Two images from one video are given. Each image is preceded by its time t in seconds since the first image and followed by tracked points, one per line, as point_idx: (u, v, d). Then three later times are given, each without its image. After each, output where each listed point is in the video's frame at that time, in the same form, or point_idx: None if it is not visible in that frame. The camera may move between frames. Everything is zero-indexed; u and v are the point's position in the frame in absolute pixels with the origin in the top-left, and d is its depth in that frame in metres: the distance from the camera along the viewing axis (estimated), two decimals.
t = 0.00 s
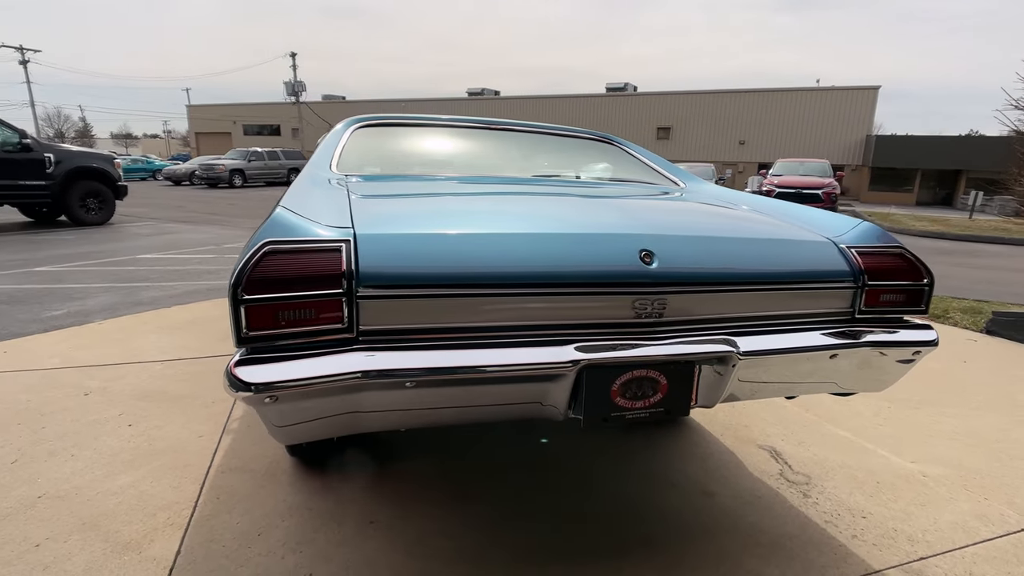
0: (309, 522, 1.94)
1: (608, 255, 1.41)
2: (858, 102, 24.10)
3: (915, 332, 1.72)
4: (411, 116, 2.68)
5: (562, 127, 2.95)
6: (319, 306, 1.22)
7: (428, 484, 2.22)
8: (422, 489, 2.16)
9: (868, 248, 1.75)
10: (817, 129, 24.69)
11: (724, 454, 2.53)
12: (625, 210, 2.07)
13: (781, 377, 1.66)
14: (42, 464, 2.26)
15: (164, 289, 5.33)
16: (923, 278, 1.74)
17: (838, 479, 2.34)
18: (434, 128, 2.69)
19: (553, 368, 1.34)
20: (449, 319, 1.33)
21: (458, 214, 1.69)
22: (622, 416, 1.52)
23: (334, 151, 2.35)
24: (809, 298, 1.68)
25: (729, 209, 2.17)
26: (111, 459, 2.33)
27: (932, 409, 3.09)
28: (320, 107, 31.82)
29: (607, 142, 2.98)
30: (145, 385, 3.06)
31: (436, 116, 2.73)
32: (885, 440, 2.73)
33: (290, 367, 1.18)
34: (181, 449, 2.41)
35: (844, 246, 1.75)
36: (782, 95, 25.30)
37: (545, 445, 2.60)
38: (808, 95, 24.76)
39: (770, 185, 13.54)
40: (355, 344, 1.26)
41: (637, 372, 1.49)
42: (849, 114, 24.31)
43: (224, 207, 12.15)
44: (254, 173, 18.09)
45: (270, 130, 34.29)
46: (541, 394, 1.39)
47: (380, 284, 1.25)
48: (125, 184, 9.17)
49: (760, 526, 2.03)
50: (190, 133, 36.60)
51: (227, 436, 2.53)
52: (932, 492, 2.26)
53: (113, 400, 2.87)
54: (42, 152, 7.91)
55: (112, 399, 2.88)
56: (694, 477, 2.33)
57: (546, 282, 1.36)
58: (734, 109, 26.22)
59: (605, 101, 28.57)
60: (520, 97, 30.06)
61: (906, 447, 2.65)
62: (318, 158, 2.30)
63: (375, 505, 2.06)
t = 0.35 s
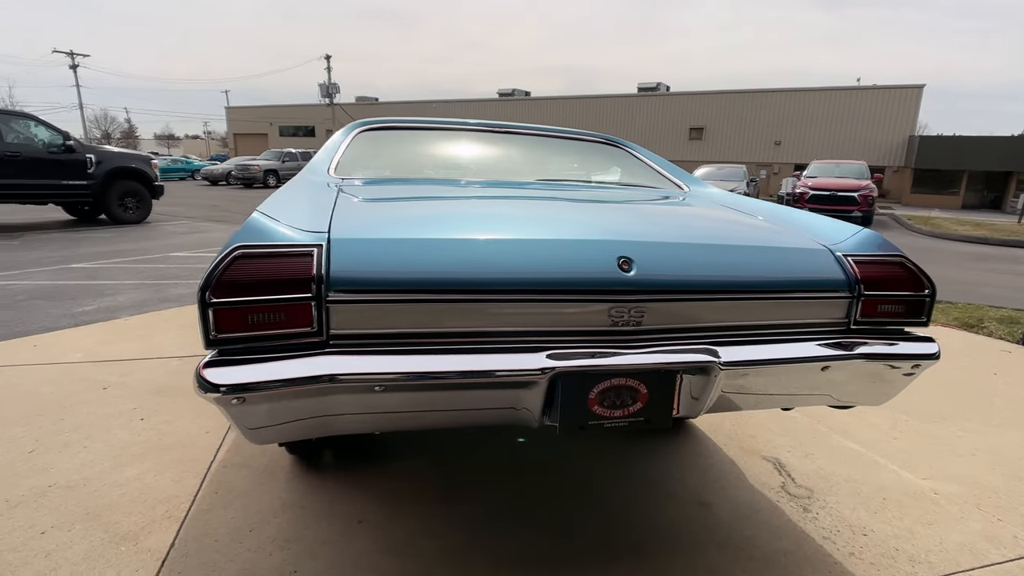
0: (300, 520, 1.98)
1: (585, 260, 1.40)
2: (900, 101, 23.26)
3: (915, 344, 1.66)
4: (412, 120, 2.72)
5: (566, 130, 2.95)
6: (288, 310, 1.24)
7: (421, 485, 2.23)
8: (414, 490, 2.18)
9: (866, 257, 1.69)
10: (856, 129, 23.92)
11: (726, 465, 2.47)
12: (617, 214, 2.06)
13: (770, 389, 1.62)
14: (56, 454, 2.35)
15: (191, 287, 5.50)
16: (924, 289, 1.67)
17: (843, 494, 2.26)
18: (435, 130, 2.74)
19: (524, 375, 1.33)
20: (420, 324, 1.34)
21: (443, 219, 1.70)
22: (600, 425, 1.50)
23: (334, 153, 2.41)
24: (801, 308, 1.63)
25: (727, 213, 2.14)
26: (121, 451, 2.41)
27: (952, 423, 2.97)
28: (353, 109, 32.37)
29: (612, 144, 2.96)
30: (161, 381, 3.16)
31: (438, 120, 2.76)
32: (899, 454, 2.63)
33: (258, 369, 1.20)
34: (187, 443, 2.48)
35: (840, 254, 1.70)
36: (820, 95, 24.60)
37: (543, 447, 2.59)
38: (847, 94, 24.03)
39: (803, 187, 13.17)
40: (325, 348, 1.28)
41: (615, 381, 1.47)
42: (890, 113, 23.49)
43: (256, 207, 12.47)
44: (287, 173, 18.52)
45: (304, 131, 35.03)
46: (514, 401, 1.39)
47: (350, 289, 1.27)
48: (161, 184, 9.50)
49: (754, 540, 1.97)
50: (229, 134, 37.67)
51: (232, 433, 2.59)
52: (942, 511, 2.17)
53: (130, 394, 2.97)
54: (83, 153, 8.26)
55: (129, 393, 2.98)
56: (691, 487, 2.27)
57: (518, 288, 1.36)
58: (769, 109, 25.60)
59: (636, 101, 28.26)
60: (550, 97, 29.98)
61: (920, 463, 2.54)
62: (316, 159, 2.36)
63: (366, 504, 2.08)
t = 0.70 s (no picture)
0: (290, 517, 2.01)
1: (556, 266, 1.39)
2: (943, 99, 22.40)
3: (911, 358, 1.59)
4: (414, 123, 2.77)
5: (569, 133, 2.95)
6: (258, 314, 1.26)
7: (412, 486, 2.24)
8: (405, 491, 2.20)
9: (860, 266, 1.62)
10: (896, 129, 23.12)
11: (724, 475, 2.42)
12: (609, 219, 2.04)
13: (753, 400, 1.58)
14: (68, 444, 2.44)
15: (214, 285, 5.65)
16: (921, 300, 1.60)
17: (844, 510, 2.19)
18: (439, 135, 2.78)
19: (492, 382, 1.33)
20: (390, 329, 1.35)
21: (426, 223, 1.72)
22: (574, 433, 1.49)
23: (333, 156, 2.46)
24: (789, 317, 1.58)
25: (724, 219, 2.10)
26: (129, 444, 2.48)
27: (971, 438, 2.84)
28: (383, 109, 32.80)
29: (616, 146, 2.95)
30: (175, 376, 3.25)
31: (440, 124, 2.80)
32: (909, 469, 2.53)
33: (226, 370, 1.23)
34: (192, 438, 2.54)
35: (832, 262, 1.64)
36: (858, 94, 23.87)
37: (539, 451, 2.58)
38: (886, 93, 23.26)
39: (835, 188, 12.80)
40: (295, 351, 1.30)
41: (590, 389, 1.45)
42: (932, 113, 22.64)
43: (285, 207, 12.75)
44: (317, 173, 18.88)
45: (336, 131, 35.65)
46: (484, 407, 1.39)
47: (319, 294, 1.29)
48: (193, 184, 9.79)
49: (744, 554, 1.93)
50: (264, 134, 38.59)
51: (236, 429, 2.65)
52: (948, 531, 2.08)
53: (144, 388, 3.06)
54: (121, 154, 8.58)
55: (143, 387, 3.08)
56: (685, 497, 2.23)
57: (488, 294, 1.36)
58: (804, 108, 24.95)
59: (667, 100, 27.87)
60: (579, 97, 29.83)
61: (932, 479, 2.45)
62: (315, 162, 2.42)
63: (356, 504, 2.10)
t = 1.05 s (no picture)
0: (283, 507, 2.04)
1: (532, 262, 1.38)
2: (994, 95, 21.38)
3: (909, 363, 1.51)
4: (420, 120, 2.80)
5: (577, 129, 2.93)
6: (230, 305, 1.28)
7: (405, 481, 2.25)
8: (398, 485, 2.21)
9: (856, 266, 1.56)
10: (942, 126, 22.19)
11: (724, 480, 2.35)
12: (604, 215, 2.01)
13: (741, 403, 1.53)
14: (81, 430, 2.53)
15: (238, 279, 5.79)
16: (921, 303, 1.53)
17: (848, 519, 2.10)
18: (443, 131, 2.79)
19: (462, 378, 1.32)
20: (363, 322, 1.35)
21: (411, 218, 1.73)
22: (551, 432, 1.47)
23: (337, 152, 2.50)
24: (780, 318, 1.52)
25: (724, 217, 2.05)
26: (139, 430, 2.56)
27: (996, 450, 2.70)
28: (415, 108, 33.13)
29: (624, 143, 2.92)
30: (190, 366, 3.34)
31: (445, 120, 2.83)
32: (924, 480, 2.42)
33: (197, 360, 1.25)
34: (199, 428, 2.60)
35: (828, 262, 1.57)
36: (901, 90, 22.98)
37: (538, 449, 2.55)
38: (932, 90, 22.33)
39: (873, 188, 12.36)
40: (267, 343, 1.31)
41: (567, 388, 1.43)
42: (982, 109, 21.64)
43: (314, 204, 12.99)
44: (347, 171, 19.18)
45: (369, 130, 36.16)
46: (457, 403, 1.38)
47: (292, 286, 1.30)
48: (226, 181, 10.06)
49: (737, 561, 1.87)
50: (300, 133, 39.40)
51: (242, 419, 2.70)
52: (959, 546, 1.98)
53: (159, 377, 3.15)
54: (157, 152, 8.86)
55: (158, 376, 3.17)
56: (681, 500, 2.18)
57: (462, 290, 1.35)
58: (844, 105, 24.16)
59: (700, 98, 27.35)
60: (610, 95, 29.55)
61: (948, 491, 2.33)
62: (315, 157, 2.45)
63: (348, 496, 2.12)
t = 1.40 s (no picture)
0: (282, 502, 2.07)
1: (516, 264, 1.36)
2: None
3: (917, 375, 1.43)
4: (431, 119, 2.80)
5: (589, 128, 2.89)
6: (213, 303, 1.30)
7: (405, 480, 2.26)
8: (397, 484, 2.21)
9: (862, 272, 1.48)
10: (995, 123, 21.13)
11: (731, 489, 2.28)
12: (605, 216, 1.97)
13: (737, 413, 1.47)
14: (101, 420, 2.62)
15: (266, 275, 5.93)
16: (932, 313, 1.44)
17: (859, 535, 2.02)
18: (452, 129, 2.78)
19: (441, 381, 1.30)
20: (346, 323, 1.35)
21: (406, 218, 1.72)
22: (537, 438, 1.44)
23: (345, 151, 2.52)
24: (778, 326, 1.46)
25: (730, 219, 1.97)
26: (155, 422, 2.64)
27: None
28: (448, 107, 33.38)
29: (637, 142, 2.86)
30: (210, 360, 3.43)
31: (456, 118, 2.82)
32: (946, 496, 2.30)
33: (180, 358, 1.27)
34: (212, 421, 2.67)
35: (833, 267, 1.50)
36: (951, 85, 21.98)
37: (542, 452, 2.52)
38: (985, 84, 21.29)
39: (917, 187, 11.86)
40: (250, 341, 1.33)
41: (553, 393, 1.40)
42: None
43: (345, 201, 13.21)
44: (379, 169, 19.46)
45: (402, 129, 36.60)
46: (439, 406, 1.36)
47: (276, 286, 1.31)
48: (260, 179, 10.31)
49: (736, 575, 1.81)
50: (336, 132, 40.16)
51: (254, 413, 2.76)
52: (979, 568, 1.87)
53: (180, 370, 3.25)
54: (194, 150, 9.15)
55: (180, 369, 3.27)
56: (683, 509, 2.12)
57: (444, 292, 1.34)
58: (889, 101, 23.25)
59: (737, 95, 26.74)
60: (644, 92, 29.17)
61: (972, 509, 2.21)
62: (321, 156, 2.47)
63: (347, 493, 2.14)
